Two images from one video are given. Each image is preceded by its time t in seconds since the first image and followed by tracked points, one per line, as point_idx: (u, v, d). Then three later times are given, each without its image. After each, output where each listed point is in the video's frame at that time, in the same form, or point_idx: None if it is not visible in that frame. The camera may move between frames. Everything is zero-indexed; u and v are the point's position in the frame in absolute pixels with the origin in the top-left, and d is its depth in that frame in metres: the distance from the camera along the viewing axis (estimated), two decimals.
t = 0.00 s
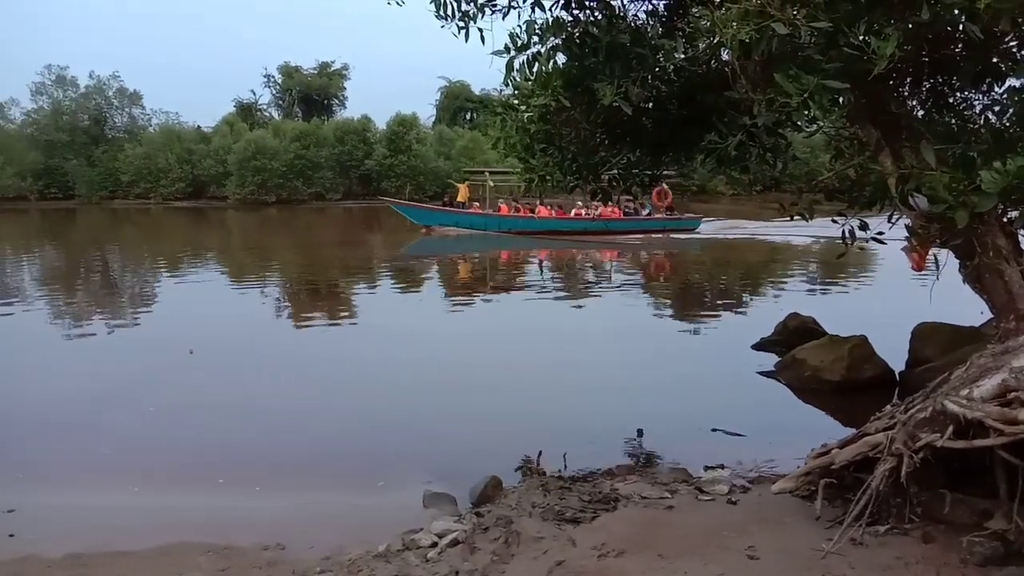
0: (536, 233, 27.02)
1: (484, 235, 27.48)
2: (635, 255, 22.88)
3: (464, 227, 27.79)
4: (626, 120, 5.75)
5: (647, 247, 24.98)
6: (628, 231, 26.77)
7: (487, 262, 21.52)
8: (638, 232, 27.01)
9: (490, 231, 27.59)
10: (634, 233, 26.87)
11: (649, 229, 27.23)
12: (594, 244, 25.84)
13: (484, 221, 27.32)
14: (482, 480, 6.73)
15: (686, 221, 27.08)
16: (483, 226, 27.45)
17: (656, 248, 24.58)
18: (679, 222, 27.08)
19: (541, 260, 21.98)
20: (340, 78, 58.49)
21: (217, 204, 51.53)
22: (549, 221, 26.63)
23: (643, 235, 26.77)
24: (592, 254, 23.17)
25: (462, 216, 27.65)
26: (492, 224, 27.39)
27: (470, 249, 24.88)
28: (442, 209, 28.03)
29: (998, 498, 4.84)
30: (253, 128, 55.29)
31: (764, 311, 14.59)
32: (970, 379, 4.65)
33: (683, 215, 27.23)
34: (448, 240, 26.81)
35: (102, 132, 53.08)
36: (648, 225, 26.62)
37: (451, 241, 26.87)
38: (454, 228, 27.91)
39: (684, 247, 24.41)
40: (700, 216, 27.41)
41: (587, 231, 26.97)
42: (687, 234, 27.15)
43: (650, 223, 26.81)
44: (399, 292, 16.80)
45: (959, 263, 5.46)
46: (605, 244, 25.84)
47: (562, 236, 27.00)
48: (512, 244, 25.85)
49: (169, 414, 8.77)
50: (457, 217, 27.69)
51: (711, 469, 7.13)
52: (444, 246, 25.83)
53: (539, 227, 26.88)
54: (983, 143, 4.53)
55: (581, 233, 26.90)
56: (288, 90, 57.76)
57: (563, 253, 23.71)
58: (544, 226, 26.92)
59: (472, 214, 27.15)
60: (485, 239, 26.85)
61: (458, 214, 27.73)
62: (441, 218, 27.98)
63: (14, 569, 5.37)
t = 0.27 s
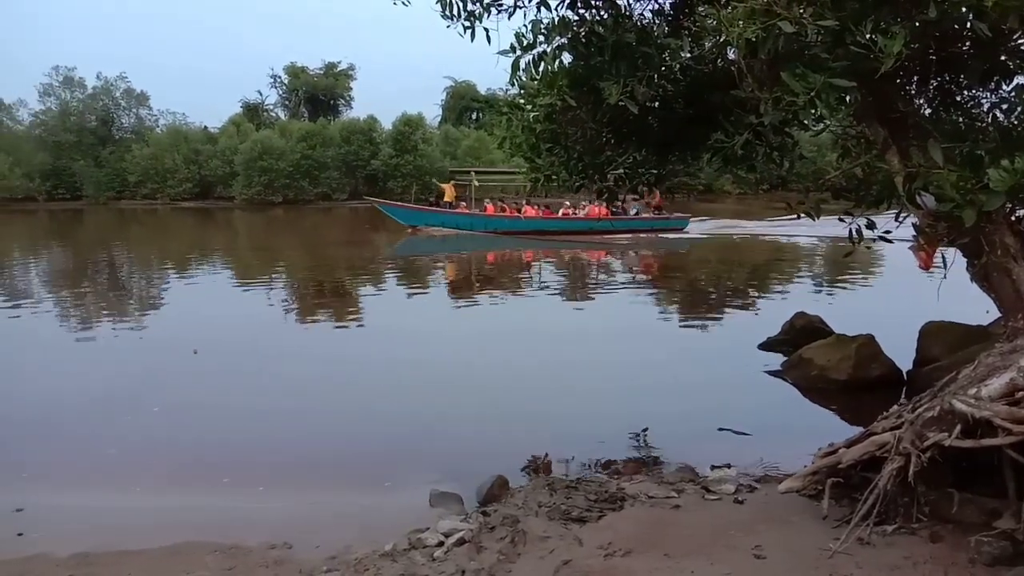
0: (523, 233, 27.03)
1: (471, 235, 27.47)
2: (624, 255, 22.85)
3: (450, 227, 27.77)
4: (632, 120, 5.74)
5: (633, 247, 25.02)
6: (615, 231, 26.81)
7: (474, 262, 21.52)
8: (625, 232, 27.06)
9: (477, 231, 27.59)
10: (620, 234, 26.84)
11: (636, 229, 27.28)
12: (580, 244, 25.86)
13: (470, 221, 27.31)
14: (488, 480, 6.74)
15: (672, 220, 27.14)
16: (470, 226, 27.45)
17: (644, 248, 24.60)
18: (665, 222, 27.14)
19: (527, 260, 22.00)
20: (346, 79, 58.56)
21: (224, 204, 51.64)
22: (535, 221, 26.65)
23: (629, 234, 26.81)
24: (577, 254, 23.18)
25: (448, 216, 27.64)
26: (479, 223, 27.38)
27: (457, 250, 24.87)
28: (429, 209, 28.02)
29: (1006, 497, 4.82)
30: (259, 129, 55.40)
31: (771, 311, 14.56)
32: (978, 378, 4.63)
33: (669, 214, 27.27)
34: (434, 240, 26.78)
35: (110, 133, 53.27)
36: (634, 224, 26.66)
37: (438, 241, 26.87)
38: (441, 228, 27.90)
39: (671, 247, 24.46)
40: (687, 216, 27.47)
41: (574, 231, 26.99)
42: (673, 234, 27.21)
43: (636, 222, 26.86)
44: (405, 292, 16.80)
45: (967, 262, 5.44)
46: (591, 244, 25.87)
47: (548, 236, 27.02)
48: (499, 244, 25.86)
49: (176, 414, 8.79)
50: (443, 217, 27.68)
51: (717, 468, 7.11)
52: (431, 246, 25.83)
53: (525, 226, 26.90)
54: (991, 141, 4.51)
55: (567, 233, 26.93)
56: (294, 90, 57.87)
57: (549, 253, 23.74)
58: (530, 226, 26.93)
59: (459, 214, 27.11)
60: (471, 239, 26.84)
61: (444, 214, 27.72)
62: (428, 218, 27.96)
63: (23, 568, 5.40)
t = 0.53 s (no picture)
0: (507, 232, 27.06)
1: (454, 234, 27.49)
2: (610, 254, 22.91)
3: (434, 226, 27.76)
4: (640, 117, 5.73)
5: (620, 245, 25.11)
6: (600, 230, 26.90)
7: (459, 261, 21.55)
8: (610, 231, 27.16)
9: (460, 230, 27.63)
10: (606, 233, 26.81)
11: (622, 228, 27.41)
12: (566, 243, 25.92)
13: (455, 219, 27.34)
14: (495, 478, 6.74)
15: (659, 220, 27.28)
16: (454, 225, 27.47)
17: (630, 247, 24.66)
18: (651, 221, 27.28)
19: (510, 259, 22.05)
20: (354, 77, 58.60)
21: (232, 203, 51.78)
22: (520, 220, 26.67)
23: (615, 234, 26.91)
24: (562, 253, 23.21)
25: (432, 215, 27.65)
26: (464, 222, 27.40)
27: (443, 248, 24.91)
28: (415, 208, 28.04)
29: (1017, 497, 4.79)
30: (268, 127, 55.50)
31: (779, 310, 14.51)
32: (987, 377, 4.61)
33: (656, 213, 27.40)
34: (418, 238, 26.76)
35: (118, 132, 53.45)
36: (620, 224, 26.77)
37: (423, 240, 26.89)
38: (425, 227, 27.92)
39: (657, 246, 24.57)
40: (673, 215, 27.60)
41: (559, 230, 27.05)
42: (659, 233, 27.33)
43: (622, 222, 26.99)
44: (413, 292, 16.80)
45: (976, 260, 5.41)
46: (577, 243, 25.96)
47: (533, 235, 27.06)
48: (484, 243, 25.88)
49: (182, 413, 8.82)
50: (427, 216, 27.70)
51: (725, 467, 7.09)
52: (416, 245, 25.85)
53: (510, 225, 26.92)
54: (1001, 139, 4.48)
55: (552, 232, 26.95)
56: (302, 89, 57.97)
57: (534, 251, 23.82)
58: (515, 225, 26.96)
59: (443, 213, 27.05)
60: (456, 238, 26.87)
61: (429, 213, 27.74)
62: (412, 216, 27.94)
63: (33, 564, 5.43)
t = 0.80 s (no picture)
0: (494, 234, 27.15)
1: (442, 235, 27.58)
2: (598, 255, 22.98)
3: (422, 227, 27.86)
4: (651, 119, 5.73)
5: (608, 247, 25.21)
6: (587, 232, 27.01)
7: (448, 262, 21.62)
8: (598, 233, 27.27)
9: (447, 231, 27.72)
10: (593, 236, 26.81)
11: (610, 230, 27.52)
12: (554, 244, 26.01)
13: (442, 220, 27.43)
14: (505, 480, 6.74)
15: (648, 222, 27.38)
16: (440, 226, 27.52)
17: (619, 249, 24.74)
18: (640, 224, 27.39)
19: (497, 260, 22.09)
20: (365, 78, 58.69)
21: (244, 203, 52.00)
22: (506, 222, 26.76)
23: (602, 236, 27.02)
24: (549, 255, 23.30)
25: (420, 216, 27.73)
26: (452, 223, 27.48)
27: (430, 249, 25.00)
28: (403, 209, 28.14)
29: None
30: (279, 128, 55.68)
31: (791, 313, 14.43)
32: (1000, 381, 4.60)
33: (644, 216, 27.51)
34: (405, 238, 26.84)
35: (132, 132, 53.81)
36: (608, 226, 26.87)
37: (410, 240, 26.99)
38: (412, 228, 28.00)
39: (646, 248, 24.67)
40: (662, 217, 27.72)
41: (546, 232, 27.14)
42: (648, 235, 27.43)
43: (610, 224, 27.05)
44: (424, 293, 16.85)
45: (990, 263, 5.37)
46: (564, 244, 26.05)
47: (520, 236, 27.15)
48: (471, 244, 25.97)
49: (192, 413, 8.88)
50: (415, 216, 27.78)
51: (735, 470, 7.07)
52: (400, 245, 25.90)
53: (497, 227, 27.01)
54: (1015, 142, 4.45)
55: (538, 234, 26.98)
56: (314, 90, 58.13)
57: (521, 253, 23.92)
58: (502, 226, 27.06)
59: (430, 213, 27.07)
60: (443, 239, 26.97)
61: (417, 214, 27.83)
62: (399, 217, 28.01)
63: (47, 561, 5.47)
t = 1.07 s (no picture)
0: (484, 237, 27.24)
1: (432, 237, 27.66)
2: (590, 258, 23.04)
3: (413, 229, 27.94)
4: (666, 121, 5.73)
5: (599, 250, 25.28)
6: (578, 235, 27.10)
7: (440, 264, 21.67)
8: (588, 236, 27.35)
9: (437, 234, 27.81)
10: (583, 238, 26.98)
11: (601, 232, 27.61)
12: (545, 247, 26.09)
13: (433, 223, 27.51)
14: (518, 482, 6.75)
15: (640, 225, 27.47)
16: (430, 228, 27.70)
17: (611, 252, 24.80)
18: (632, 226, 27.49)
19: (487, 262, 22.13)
20: (380, 80, 58.91)
21: (259, 205, 52.35)
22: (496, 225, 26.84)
23: (594, 239, 27.10)
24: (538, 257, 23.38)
25: (411, 218, 27.83)
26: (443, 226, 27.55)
27: (421, 251, 25.08)
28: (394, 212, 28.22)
29: None
30: (295, 130, 56.00)
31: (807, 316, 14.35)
32: (1018, 387, 4.57)
33: (636, 218, 27.59)
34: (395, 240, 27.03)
35: (149, 133, 54.22)
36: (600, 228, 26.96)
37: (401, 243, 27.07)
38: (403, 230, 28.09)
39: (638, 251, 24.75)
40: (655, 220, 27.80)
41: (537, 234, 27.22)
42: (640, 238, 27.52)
43: (603, 226, 27.13)
44: (438, 295, 16.88)
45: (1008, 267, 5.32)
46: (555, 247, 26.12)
47: (510, 239, 27.22)
48: (462, 246, 26.04)
49: (207, 413, 8.95)
50: (405, 219, 27.88)
51: (749, 473, 7.04)
52: (389, 247, 26.07)
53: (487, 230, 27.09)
54: None
55: (528, 236, 27.08)
56: (330, 92, 58.40)
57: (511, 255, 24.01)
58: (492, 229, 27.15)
59: (420, 216, 27.37)
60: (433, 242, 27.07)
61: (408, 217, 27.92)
62: (388, 219, 28.11)
63: (63, 559, 5.52)
